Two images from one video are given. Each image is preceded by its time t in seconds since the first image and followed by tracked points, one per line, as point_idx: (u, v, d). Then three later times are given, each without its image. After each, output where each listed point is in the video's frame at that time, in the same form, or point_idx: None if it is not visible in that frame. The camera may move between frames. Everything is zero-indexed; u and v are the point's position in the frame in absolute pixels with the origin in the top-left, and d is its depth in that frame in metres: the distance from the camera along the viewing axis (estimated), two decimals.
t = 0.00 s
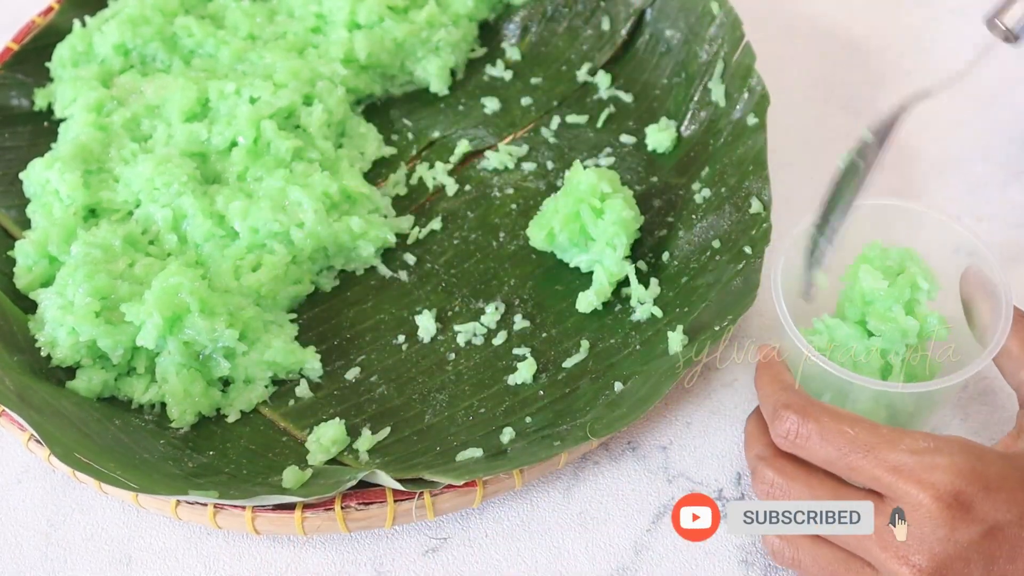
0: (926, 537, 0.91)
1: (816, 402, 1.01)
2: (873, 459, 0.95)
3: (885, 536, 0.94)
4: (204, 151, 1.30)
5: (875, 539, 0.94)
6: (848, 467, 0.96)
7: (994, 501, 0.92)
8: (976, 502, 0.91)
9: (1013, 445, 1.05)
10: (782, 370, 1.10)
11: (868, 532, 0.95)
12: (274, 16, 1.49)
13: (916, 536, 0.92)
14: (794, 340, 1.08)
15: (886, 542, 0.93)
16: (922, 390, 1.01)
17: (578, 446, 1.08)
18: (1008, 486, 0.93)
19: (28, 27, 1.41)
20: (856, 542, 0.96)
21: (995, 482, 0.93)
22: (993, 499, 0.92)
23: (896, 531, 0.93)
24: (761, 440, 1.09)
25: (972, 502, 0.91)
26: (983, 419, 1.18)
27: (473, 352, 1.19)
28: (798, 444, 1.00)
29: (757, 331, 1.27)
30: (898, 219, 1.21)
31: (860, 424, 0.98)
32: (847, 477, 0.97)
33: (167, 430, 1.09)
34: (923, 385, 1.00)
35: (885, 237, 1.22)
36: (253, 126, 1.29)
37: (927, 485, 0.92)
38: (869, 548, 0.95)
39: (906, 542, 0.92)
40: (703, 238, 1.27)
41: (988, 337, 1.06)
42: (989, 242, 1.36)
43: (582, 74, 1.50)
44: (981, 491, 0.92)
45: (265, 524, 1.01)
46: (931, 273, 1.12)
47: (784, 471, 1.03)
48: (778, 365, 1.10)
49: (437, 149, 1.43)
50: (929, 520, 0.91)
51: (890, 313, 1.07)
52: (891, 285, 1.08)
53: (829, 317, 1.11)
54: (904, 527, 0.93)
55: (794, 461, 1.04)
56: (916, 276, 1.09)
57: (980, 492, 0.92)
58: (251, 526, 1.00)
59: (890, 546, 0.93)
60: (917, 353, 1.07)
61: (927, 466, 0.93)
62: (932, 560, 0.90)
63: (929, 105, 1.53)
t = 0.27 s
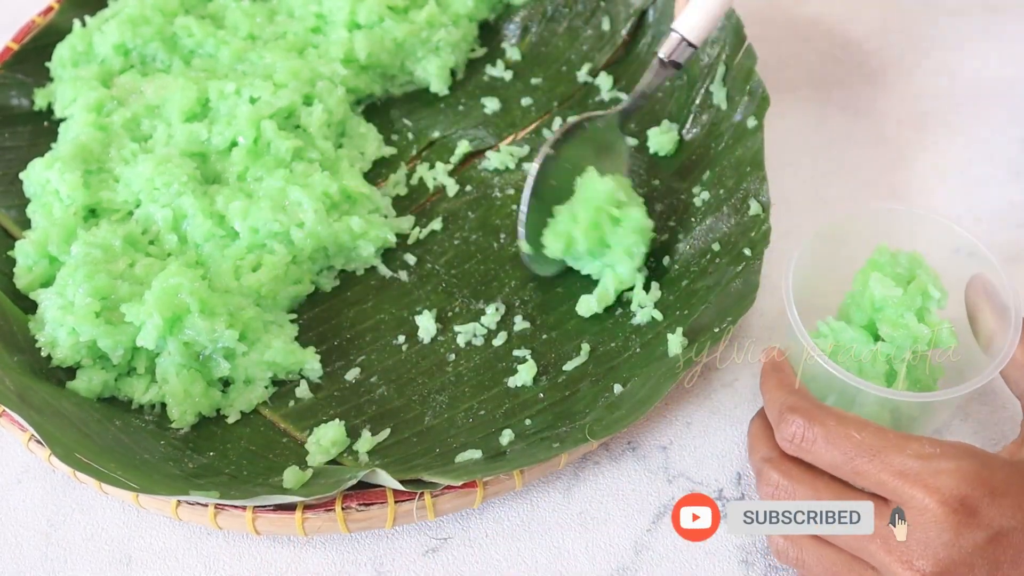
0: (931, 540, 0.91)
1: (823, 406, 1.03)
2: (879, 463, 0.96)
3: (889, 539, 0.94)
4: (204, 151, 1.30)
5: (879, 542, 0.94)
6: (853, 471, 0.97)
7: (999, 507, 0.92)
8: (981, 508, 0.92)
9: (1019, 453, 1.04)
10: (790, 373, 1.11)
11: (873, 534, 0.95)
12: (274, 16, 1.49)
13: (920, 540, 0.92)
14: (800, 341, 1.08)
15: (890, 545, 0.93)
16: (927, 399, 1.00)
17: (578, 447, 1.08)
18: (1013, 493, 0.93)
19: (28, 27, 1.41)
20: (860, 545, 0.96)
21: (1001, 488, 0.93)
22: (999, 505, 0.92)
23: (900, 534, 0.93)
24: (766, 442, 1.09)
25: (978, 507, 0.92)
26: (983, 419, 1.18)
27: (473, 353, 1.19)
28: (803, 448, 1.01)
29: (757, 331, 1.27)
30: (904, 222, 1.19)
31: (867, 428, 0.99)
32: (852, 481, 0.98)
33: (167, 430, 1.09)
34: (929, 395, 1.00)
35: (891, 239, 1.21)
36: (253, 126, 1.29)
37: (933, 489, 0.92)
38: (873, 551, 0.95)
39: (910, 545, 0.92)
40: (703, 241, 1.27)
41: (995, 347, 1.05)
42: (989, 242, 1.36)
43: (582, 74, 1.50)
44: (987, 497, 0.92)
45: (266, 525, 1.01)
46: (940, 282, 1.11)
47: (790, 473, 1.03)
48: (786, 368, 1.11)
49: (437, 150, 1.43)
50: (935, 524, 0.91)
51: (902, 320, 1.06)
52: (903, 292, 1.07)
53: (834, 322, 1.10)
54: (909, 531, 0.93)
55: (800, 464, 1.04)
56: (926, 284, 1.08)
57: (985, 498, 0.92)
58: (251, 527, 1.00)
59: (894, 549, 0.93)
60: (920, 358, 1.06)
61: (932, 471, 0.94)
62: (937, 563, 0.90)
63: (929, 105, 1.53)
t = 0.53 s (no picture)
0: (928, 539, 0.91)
1: (820, 406, 1.02)
2: (876, 462, 0.95)
3: (887, 539, 0.93)
4: (203, 151, 1.30)
5: (877, 541, 0.94)
6: (850, 470, 0.97)
7: (996, 505, 0.92)
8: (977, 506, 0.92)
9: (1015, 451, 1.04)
10: (788, 373, 1.10)
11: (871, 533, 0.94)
12: (274, 16, 1.49)
13: (918, 539, 0.92)
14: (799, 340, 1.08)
15: (888, 544, 0.93)
16: (926, 397, 1.00)
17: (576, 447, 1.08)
18: (1009, 491, 0.93)
19: (28, 27, 1.41)
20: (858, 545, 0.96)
21: (997, 487, 0.93)
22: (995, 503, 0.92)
23: (897, 533, 0.93)
24: (764, 442, 1.09)
25: (974, 506, 0.92)
26: (983, 419, 1.18)
27: (471, 356, 1.19)
28: (800, 447, 1.00)
29: (756, 331, 1.27)
30: (904, 222, 1.19)
31: (863, 427, 0.98)
32: (849, 480, 0.98)
33: (167, 430, 1.09)
34: (930, 392, 1.00)
35: (891, 238, 1.21)
36: (253, 126, 1.29)
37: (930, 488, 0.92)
38: (871, 550, 0.95)
39: (908, 544, 0.92)
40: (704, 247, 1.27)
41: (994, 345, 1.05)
42: (989, 242, 1.36)
43: (582, 74, 1.50)
44: (983, 496, 0.92)
45: (265, 525, 1.01)
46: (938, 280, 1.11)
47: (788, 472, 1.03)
48: (784, 368, 1.10)
49: (437, 150, 1.43)
50: (933, 524, 0.91)
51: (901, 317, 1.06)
52: (901, 291, 1.07)
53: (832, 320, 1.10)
54: (907, 530, 0.93)
55: (797, 463, 1.04)
56: (926, 283, 1.08)
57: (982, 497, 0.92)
58: (250, 526, 1.00)
59: (892, 548, 0.93)
60: (919, 356, 1.06)
61: (929, 470, 0.93)
62: (935, 562, 0.90)
63: (928, 106, 1.53)
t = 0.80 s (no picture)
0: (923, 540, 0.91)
1: (815, 407, 1.02)
2: (872, 464, 0.95)
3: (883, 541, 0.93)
4: (203, 151, 1.30)
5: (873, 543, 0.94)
6: (846, 472, 0.97)
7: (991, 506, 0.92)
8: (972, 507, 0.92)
9: (1013, 451, 1.02)
10: (784, 373, 1.10)
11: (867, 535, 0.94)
12: (274, 16, 1.49)
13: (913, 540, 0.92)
14: (800, 342, 1.08)
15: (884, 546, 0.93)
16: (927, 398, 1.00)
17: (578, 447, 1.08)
18: (1005, 492, 0.93)
19: (28, 27, 1.41)
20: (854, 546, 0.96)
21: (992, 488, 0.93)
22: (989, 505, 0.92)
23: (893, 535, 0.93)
24: (762, 444, 1.08)
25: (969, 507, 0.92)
26: (983, 419, 1.18)
27: (472, 352, 1.19)
28: (797, 449, 1.00)
29: (757, 331, 1.27)
30: (905, 222, 1.19)
31: (859, 429, 0.98)
32: (845, 482, 0.98)
33: (167, 430, 1.09)
34: (928, 393, 1.00)
35: (892, 238, 1.21)
36: (253, 126, 1.29)
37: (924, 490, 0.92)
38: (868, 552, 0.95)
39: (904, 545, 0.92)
40: (703, 242, 1.27)
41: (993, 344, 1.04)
42: (989, 242, 1.35)
43: (582, 74, 1.50)
44: (978, 497, 0.92)
45: (265, 524, 1.00)
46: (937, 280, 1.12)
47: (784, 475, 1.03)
48: (781, 369, 1.10)
49: (437, 150, 1.43)
50: (928, 525, 0.91)
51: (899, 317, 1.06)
52: (900, 292, 1.07)
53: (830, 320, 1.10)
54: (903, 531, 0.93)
55: (794, 466, 1.03)
56: (926, 284, 1.08)
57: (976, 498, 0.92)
58: (250, 526, 1.00)
59: (889, 549, 0.93)
60: (920, 356, 1.07)
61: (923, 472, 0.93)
62: (930, 562, 0.90)
63: (929, 106, 1.53)
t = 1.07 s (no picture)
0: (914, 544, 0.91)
1: (809, 408, 1.02)
2: (864, 467, 0.95)
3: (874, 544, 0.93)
4: (203, 151, 1.30)
5: (864, 546, 0.94)
6: (838, 474, 0.97)
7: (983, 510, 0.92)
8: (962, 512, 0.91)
9: (1008, 452, 1.03)
10: (777, 372, 1.09)
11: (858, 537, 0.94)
12: (274, 16, 1.49)
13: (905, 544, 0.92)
14: (795, 343, 1.08)
15: (875, 549, 0.93)
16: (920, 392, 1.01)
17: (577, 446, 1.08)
18: (998, 496, 0.93)
19: (28, 28, 1.41)
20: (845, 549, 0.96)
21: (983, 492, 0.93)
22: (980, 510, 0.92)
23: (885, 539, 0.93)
24: (756, 445, 1.08)
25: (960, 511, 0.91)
26: (983, 419, 1.18)
27: (472, 352, 1.19)
28: (790, 450, 1.00)
29: (757, 331, 1.27)
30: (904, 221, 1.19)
31: (852, 431, 0.98)
32: (837, 484, 0.98)
33: (167, 430, 1.09)
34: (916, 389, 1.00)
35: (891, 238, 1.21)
36: (253, 126, 1.29)
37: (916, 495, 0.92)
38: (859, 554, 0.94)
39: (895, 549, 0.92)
40: (704, 242, 1.27)
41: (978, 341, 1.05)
42: (989, 242, 1.35)
43: (582, 74, 1.50)
44: (970, 501, 0.92)
45: (265, 524, 1.01)
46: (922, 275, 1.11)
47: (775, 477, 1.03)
48: (773, 368, 1.09)
49: (437, 150, 1.43)
50: (919, 529, 0.91)
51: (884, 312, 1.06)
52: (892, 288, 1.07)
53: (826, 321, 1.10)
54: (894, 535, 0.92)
55: (788, 468, 1.04)
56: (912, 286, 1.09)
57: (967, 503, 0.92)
58: (250, 526, 1.00)
59: (880, 553, 0.93)
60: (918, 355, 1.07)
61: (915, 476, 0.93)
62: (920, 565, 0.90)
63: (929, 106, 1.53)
